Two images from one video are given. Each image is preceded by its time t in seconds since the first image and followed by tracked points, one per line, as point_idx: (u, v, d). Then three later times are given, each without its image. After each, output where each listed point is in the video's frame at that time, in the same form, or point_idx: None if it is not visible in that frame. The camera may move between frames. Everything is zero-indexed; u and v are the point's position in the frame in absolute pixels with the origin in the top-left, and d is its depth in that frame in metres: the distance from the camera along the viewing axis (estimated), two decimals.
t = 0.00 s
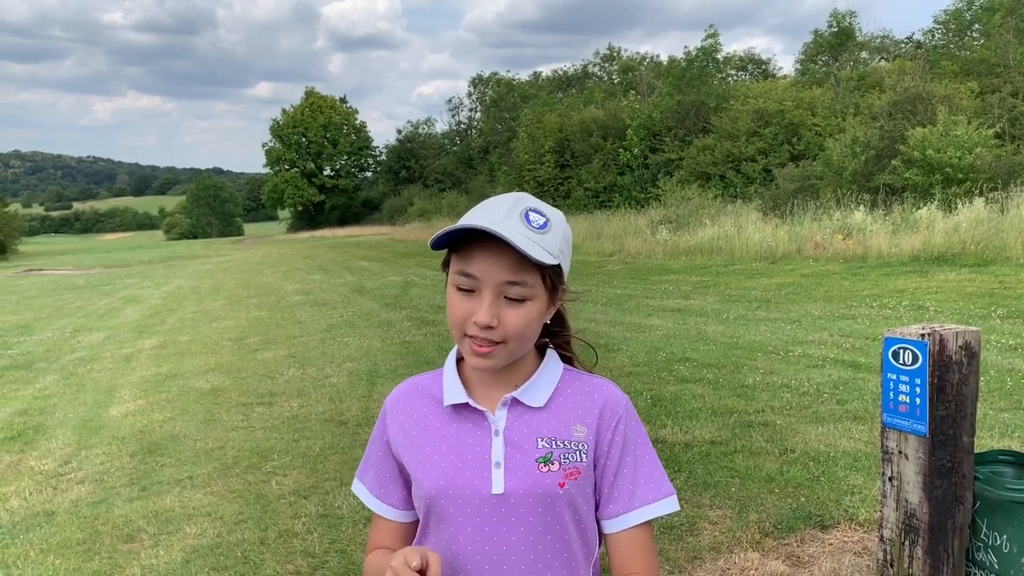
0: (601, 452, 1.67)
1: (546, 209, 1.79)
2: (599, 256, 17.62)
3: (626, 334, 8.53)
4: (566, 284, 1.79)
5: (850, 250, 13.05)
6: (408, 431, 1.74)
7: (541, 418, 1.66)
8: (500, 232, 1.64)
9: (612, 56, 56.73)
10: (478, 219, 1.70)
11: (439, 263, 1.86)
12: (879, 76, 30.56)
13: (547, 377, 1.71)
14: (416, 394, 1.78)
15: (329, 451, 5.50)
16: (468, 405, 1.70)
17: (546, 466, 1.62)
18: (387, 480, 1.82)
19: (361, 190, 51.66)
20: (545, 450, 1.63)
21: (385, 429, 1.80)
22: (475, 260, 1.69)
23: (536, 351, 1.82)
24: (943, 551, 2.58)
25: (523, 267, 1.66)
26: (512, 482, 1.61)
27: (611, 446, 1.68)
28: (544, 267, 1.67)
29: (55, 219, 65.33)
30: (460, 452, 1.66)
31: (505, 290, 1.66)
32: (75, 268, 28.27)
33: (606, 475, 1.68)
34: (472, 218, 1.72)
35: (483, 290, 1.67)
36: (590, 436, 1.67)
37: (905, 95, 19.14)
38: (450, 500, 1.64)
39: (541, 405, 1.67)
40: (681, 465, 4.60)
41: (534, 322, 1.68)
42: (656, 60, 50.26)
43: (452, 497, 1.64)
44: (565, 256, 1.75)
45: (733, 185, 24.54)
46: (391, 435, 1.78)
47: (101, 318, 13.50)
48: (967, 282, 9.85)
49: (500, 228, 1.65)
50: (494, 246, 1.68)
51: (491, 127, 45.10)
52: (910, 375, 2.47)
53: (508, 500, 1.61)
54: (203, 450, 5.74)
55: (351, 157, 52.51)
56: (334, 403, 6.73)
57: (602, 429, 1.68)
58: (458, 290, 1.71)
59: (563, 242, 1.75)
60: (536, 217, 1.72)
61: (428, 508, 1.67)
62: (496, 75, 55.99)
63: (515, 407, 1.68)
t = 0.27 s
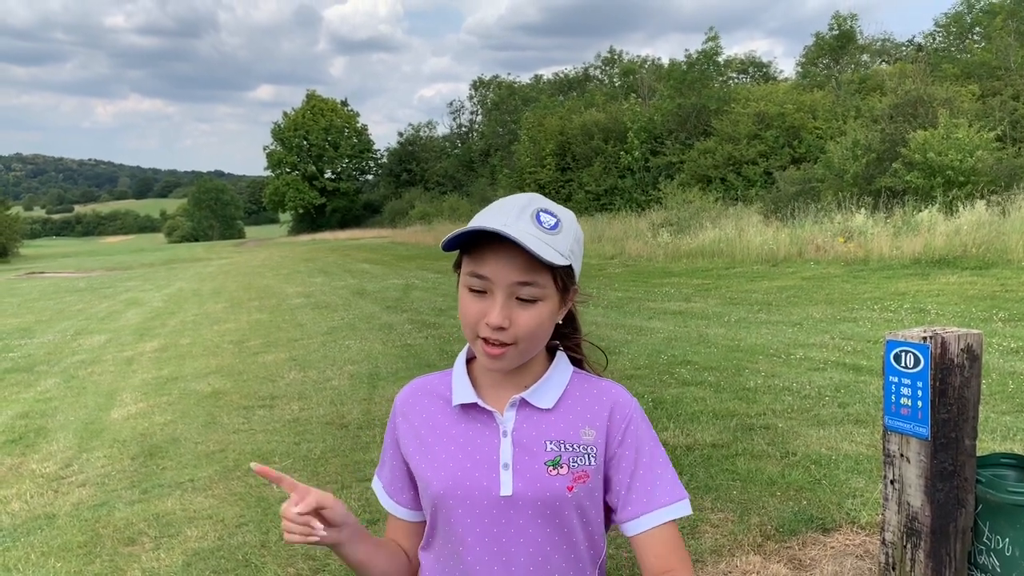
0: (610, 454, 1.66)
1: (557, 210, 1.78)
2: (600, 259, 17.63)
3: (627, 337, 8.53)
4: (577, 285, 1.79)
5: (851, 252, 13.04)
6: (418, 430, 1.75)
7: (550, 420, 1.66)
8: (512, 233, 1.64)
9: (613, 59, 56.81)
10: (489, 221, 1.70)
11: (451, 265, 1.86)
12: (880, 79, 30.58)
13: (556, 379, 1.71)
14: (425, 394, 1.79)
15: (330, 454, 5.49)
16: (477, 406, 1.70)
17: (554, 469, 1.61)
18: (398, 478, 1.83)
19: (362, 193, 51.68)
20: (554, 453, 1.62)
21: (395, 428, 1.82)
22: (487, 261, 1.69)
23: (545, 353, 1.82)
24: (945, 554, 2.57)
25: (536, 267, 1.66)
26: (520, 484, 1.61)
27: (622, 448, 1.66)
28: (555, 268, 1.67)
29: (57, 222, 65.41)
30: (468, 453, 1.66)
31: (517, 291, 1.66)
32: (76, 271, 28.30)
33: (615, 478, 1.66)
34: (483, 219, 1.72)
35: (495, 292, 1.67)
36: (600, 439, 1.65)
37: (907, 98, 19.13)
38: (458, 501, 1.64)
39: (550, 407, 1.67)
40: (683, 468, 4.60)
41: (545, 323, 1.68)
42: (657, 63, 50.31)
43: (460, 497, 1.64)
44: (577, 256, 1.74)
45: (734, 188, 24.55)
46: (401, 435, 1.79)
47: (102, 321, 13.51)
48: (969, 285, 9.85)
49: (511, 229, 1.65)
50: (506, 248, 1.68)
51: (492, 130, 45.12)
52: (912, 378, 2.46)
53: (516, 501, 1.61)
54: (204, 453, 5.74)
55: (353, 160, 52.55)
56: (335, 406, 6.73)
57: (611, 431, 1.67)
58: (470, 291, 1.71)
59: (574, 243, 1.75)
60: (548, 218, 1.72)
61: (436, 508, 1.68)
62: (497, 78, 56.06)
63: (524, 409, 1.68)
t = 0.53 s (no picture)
0: (619, 459, 1.66)
1: (574, 217, 1.78)
2: (601, 262, 17.62)
3: (628, 339, 8.53)
4: (592, 292, 1.79)
5: (853, 255, 13.03)
6: (422, 431, 1.76)
7: (558, 425, 1.66)
8: (531, 238, 1.64)
9: (614, 62, 56.84)
10: (508, 225, 1.70)
11: (466, 269, 1.87)
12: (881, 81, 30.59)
13: (566, 385, 1.71)
14: (430, 396, 1.79)
15: (331, 456, 5.50)
16: (485, 409, 1.70)
17: (561, 473, 1.62)
18: (399, 480, 1.83)
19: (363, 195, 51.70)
20: (561, 457, 1.63)
21: (399, 430, 1.82)
22: (505, 266, 1.69)
23: (556, 359, 1.83)
24: (946, 557, 2.57)
25: (554, 273, 1.66)
26: (527, 487, 1.61)
27: (631, 452, 1.65)
28: (572, 274, 1.67)
29: (58, 224, 65.44)
30: (475, 455, 1.66)
31: (533, 297, 1.67)
32: (77, 273, 28.33)
33: (623, 483, 1.65)
34: (502, 224, 1.72)
35: (512, 296, 1.67)
36: (607, 444, 1.65)
37: (908, 100, 19.10)
38: (463, 503, 1.64)
39: (560, 412, 1.67)
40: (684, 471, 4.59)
41: (561, 329, 1.68)
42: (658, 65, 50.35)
43: (464, 500, 1.64)
44: (593, 264, 1.75)
45: (735, 190, 24.55)
46: (405, 436, 1.79)
47: (103, 323, 13.50)
48: (970, 287, 9.84)
49: (531, 234, 1.65)
50: (524, 252, 1.68)
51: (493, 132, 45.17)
52: (913, 381, 2.46)
53: (523, 505, 1.61)
54: (205, 455, 5.74)
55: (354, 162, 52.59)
56: (336, 408, 6.73)
57: (619, 435, 1.67)
58: (486, 295, 1.72)
59: (590, 250, 1.75)
60: (566, 224, 1.72)
61: (440, 510, 1.68)
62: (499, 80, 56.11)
63: (532, 413, 1.68)
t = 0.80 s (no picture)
0: (614, 465, 1.66)
1: (570, 219, 1.79)
2: (602, 263, 17.61)
3: (629, 341, 8.53)
4: (588, 295, 1.79)
5: (854, 256, 13.03)
6: (420, 433, 1.75)
7: (554, 430, 1.66)
8: (526, 240, 1.65)
9: (615, 63, 56.87)
10: (503, 227, 1.70)
11: (463, 271, 1.87)
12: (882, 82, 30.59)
13: (562, 389, 1.72)
14: (429, 399, 1.79)
15: (332, 458, 5.50)
16: (482, 412, 1.70)
17: (557, 478, 1.62)
18: (395, 481, 1.83)
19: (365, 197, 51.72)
20: (557, 462, 1.63)
21: (396, 431, 1.82)
22: (501, 268, 1.69)
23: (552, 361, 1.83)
24: (948, 560, 2.56)
25: (549, 275, 1.66)
26: (523, 491, 1.61)
27: (627, 459, 1.66)
28: (568, 276, 1.67)
29: (60, 226, 65.52)
30: (472, 458, 1.66)
31: (529, 299, 1.67)
32: (79, 275, 28.36)
33: (619, 488, 1.66)
34: (498, 225, 1.72)
35: (508, 298, 1.67)
36: (603, 450, 1.66)
37: (909, 102, 19.07)
38: (459, 506, 1.64)
39: (555, 417, 1.67)
40: (685, 473, 4.59)
41: (556, 331, 1.69)
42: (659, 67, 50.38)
43: (461, 503, 1.64)
44: (589, 266, 1.75)
45: (736, 192, 24.55)
46: (403, 437, 1.79)
47: (105, 325, 13.52)
48: (972, 289, 9.83)
49: (527, 235, 1.66)
50: (519, 254, 1.68)
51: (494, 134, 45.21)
52: (915, 383, 2.46)
53: (519, 509, 1.61)
54: (205, 457, 5.74)
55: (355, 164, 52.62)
56: (337, 410, 6.73)
57: (615, 441, 1.67)
58: (481, 297, 1.72)
59: (586, 252, 1.75)
60: (561, 227, 1.72)
61: (436, 513, 1.68)
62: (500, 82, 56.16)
63: (529, 417, 1.68)
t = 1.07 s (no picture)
0: (615, 464, 1.67)
1: (567, 218, 1.79)
2: (603, 264, 17.60)
3: (630, 342, 8.52)
4: (584, 295, 1.80)
5: (855, 257, 13.03)
6: (420, 432, 1.76)
7: (554, 429, 1.67)
8: (523, 240, 1.65)
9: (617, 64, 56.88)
10: (500, 226, 1.71)
11: (459, 270, 1.87)
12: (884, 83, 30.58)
13: (561, 387, 1.72)
14: (429, 398, 1.80)
15: (332, 459, 5.50)
16: (481, 413, 1.70)
17: (557, 477, 1.62)
18: (380, 476, 1.83)
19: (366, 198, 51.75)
20: (557, 461, 1.63)
21: (394, 427, 1.82)
22: (498, 268, 1.70)
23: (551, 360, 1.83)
24: (949, 561, 2.56)
25: (546, 275, 1.66)
26: (523, 491, 1.61)
27: (628, 457, 1.67)
28: (565, 276, 1.68)
29: (61, 227, 65.58)
30: (472, 457, 1.66)
31: (527, 298, 1.67)
32: (81, 276, 28.36)
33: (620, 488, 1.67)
34: (494, 225, 1.73)
35: (505, 297, 1.68)
36: (603, 449, 1.66)
37: (910, 103, 19.06)
38: (459, 506, 1.64)
39: (555, 415, 1.68)
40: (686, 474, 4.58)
41: (553, 330, 1.69)
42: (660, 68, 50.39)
43: (461, 503, 1.64)
44: (586, 265, 1.75)
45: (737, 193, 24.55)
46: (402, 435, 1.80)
47: (106, 326, 13.53)
48: (973, 290, 9.83)
49: (523, 235, 1.66)
50: (516, 254, 1.69)
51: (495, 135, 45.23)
52: (914, 384, 2.45)
53: (518, 509, 1.61)
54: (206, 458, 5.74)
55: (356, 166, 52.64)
56: (338, 411, 6.74)
57: (616, 441, 1.68)
58: (478, 296, 1.72)
59: (583, 251, 1.76)
60: (558, 227, 1.72)
61: (436, 511, 1.68)
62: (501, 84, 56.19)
63: (528, 417, 1.68)
